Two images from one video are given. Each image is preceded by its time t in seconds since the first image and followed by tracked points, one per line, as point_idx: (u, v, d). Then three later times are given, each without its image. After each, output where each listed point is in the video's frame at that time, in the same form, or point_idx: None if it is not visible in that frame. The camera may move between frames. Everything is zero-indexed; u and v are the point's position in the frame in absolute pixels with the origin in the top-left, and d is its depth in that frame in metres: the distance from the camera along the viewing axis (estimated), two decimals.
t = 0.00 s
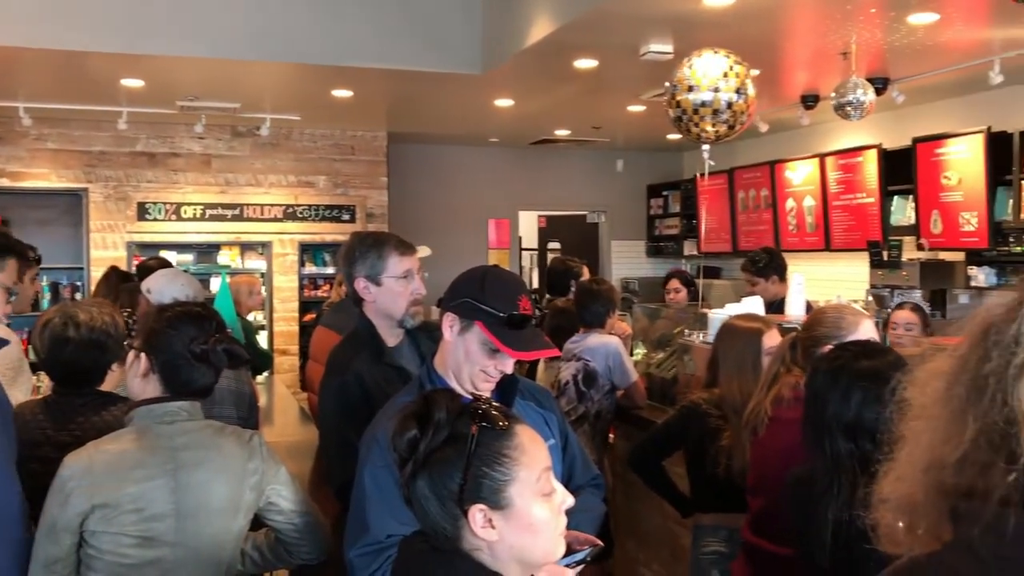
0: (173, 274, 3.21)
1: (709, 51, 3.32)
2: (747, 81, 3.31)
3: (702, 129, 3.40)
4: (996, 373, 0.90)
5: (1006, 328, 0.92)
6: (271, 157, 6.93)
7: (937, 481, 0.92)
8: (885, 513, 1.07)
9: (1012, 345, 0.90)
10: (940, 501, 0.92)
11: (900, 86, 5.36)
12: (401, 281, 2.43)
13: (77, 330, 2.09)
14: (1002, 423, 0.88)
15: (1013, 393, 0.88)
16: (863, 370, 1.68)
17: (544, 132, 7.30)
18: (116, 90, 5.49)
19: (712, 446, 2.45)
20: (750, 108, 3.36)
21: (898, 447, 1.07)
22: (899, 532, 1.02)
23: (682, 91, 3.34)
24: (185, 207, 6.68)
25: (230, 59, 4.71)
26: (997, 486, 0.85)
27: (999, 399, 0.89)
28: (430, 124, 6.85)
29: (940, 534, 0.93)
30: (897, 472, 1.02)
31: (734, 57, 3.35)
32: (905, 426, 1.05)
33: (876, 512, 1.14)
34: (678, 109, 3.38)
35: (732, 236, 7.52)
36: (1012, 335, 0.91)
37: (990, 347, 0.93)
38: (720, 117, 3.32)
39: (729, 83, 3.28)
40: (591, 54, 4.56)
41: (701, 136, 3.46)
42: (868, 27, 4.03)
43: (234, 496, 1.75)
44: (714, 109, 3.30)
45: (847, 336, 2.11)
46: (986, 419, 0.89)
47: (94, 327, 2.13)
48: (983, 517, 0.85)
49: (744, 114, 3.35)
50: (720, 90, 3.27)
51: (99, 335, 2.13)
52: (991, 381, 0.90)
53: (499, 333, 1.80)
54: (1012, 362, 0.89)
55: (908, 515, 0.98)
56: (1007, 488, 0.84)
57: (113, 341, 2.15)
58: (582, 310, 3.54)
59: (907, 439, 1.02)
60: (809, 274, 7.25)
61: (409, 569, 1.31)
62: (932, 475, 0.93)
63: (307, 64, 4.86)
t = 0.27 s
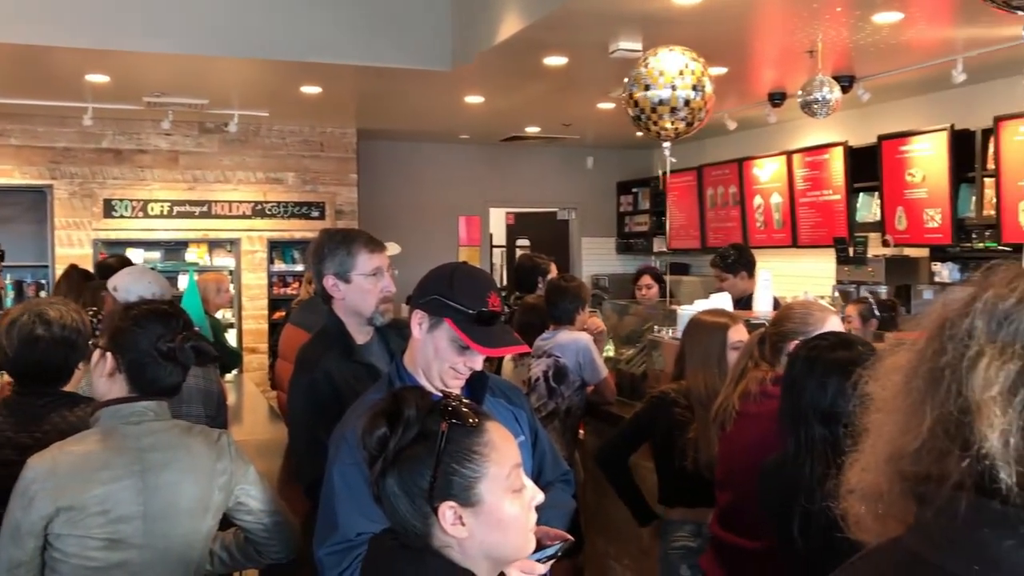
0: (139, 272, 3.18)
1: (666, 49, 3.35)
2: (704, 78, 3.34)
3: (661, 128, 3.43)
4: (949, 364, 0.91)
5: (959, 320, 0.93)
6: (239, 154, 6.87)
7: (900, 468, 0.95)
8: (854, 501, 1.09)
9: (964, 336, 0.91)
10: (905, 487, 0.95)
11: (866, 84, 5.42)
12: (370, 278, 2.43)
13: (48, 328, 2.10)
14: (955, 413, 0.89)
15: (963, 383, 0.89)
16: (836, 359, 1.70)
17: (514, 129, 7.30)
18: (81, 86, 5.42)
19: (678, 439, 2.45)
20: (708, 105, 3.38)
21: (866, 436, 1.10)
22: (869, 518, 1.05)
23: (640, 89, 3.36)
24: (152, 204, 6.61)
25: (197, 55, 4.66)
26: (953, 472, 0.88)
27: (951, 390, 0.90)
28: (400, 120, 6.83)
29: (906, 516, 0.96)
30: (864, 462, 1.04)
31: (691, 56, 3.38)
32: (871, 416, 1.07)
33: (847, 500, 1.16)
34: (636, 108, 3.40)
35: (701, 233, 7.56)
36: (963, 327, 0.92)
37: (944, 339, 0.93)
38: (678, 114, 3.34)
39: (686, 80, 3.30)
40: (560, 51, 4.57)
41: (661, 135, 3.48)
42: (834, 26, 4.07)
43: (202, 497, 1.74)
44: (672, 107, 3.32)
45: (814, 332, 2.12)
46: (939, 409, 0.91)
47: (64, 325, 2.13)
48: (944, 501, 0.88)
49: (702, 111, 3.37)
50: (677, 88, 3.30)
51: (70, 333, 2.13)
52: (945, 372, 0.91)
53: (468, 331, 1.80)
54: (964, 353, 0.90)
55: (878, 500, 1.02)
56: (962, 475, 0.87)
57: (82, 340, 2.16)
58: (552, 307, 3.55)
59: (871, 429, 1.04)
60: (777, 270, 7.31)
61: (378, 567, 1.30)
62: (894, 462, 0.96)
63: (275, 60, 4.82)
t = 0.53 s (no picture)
0: (103, 271, 3.13)
1: (627, 49, 3.37)
2: (664, 78, 3.35)
3: (622, 128, 3.44)
4: (916, 361, 0.92)
5: (928, 319, 0.94)
6: (205, 151, 6.81)
7: (869, 463, 0.96)
8: (826, 495, 1.09)
9: (931, 334, 0.92)
10: (874, 482, 0.95)
11: (832, 84, 5.47)
12: (338, 278, 2.42)
13: (10, 328, 2.06)
14: (921, 409, 0.90)
15: (929, 380, 0.90)
16: (807, 354, 1.71)
17: (483, 127, 7.29)
18: (43, 83, 5.34)
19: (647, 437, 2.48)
20: (667, 103, 3.39)
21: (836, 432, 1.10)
22: (840, 511, 1.06)
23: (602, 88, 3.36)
24: (117, 202, 6.52)
25: (162, 51, 4.61)
26: (920, 467, 0.89)
27: (918, 387, 0.91)
28: (369, 119, 6.80)
29: (874, 510, 0.97)
30: (835, 457, 1.04)
31: (651, 55, 3.39)
32: (840, 412, 1.08)
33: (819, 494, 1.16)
34: (597, 109, 3.42)
35: (669, 232, 7.60)
36: (931, 325, 0.93)
37: (911, 337, 0.95)
38: (638, 114, 3.35)
39: (644, 80, 3.31)
40: (528, 50, 4.57)
41: (623, 134, 3.50)
42: (800, 27, 4.11)
43: (168, 498, 1.72)
44: (631, 107, 3.34)
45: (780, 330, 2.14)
46: (906, 406, 0.92)
47: (26, 325, 2.10)
48: (910, 495, 0.89)
49: (662, 110, 3.38)
50: (635, 88, 3.31)
51: (31, 334, 2.10)
52: (911, 370, 0.92)
53: (436, 328, 1.79)
54: (931, 350, 0.91)
55: (848, 494, 1.02)
56: (927, 469, 0.88)
57: (44, 341, 2.13)
58: (521, 306, 3.54)
59: (841, 425, 1.04)
60: (744, 269, 7.37)
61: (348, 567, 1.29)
62: (863, 457, 0.97)
63: (241, 57, 4.78)
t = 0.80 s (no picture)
0: (66, 273, 3.08)
1: (595, 51, 3.37)
2: (629, 79, 3.36)
3: (588, 129, 3.45)
4: (887, 363, 0.92)
5: (897, 321, 0.94)
6: (171, 151, 6.73)
7: (840, 465, 0.96)
8: (798, 495, 1.09)
9: (901, 336, 0.93)
10: (846, 483, 0.96)
11: (798, 86, 5.52)
12: (306, 279, 2.39)
13: None
14: (891, 411, 0.90)
15: (899, 382, 0.90)
16: (777, 353, 1.72)
17: (453, 127, 7.27)
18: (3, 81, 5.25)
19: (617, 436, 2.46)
20: (633, 105, 3.40)
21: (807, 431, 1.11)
22: (813, 511, 1.06)
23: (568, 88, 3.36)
24: (80, 202, 6.43)
25: (126, 49, 4.55)
26: (891, 469, 0.89)
27: (889, 389, 0.91)
28: (337, 118, 6.75)
29: (847, 509, 0.97)
30: (806, 458, 1.05)
31: (617, 57, 3.40)
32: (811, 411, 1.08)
33: (791, 493, 1.16)
34: (562, 110, 3.42)
35: (638, 232, 7.63)
36: (900, 327, 0.93)
37: (881, 338, 0.95)
38: (603, 115, 3.36)
39: (610, 81, 3.32)
40: (498, 50, 4.56)
41: (589, 135, 3.50)
42: (768, 28, 4.13)
43: (132, 501, 1.69)
44: (597, 108, 3.34)
45: (748, 329, 2.15)
46: (877, 408, 0.92)
47: None
48: (881, 497, 0.90)
49: (627, 111, 3.39)
50: (600, 89, 3.32)
51: None
52: (882, 371, 0.92)
53: (404, 330, 1.78)
54: (900, 352, 0.92)
55: (819, 494, 1.03)
56: (898, 471, 0.89)
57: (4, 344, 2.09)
58: (491, 307, 3.53)
59: (812, 425, 1.05)
60: (713, 269, 7.42)
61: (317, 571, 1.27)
62: (835, 458, 0.97)
63: (207, 56, 4.72)
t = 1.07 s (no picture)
0: (31, 276, 3.04)
1: (567, 55, 3.39)
2: (601, 82, 3.38)
3: (560, 131, 3.46)
4: (827, 374, 0.92)
5: (838, 332, 0.94)
6: (138, 153, 6.66)
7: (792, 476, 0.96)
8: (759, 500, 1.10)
9: (840, 348, 0.93)
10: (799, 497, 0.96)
11: (766, 89, 5.57)
12: (276, 281, 2.38)
13: None
14: (828, 422, 0.90)
15: (836, 393, 0.90)
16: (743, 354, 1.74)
17: (423, 130, 7.27)
18: None
19: (595, 438, 2.47)
20: (605, 107, 3.41)
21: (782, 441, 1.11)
22: (772, 517, 1.06)
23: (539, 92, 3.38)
24: (45, 205, 6.36)
25: (92, 50, 4.50)
26: (831, 480, 0.89)
27: (827, 401, 0.91)
28: (307, 120, 6.72)
29: (801, 517, 0.98)
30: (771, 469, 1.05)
31: (590, 59, 3.42)
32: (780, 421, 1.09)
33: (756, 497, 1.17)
34: (535, 111, 3.44)
35: (609, 234, 7.67)
36: (840, 339, 0.93)
37: (823, 350, 0.95)
38: (575, 116, 3.37)
39: (581, 83, 3.34)
40: (468, 52, 4.57)
41: (562, 137, 3.51)
42: (735, 32, 4.17)
43: (98, 506, 1.67)
44: (568, 110, 3.36)
45: (718, 331, 2.16)
46: (818, 420, 0.92)
47: None
48: (833, 510, 0.90)
49: (599, 113, 3.40)
50: (572, 91, 3.33)
51: None
52: (822, 383, 0.93)
53: (376, 333, 1.78)
54: (837, 364, 0.91)
55: (775, 500, 1.03)
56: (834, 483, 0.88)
57: None
58: (463, 309, 3.53)
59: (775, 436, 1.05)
60: (683, 271, 7.47)
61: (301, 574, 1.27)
62: (787, 470, 0.97)
63: (175, 58, 4.68)
